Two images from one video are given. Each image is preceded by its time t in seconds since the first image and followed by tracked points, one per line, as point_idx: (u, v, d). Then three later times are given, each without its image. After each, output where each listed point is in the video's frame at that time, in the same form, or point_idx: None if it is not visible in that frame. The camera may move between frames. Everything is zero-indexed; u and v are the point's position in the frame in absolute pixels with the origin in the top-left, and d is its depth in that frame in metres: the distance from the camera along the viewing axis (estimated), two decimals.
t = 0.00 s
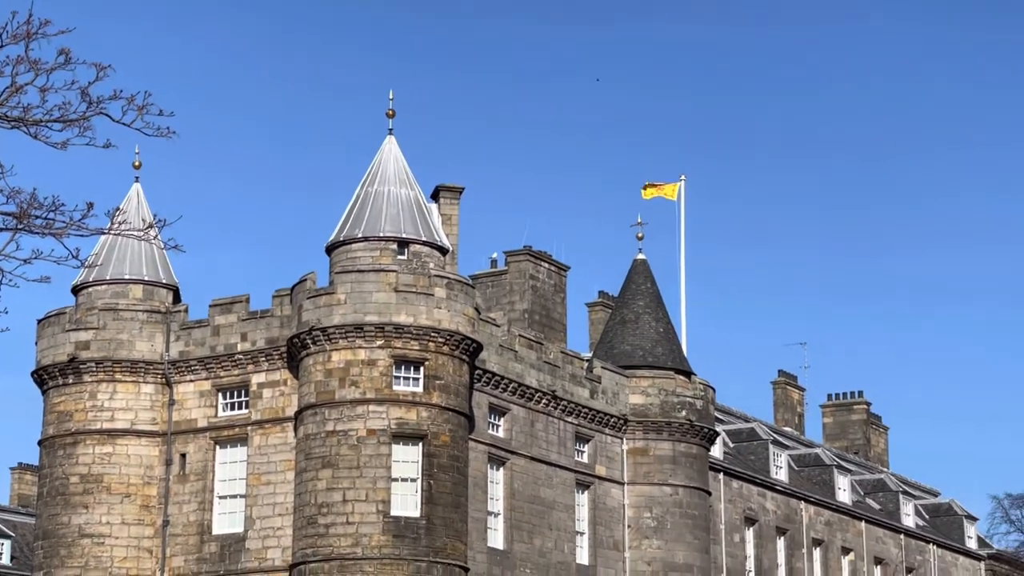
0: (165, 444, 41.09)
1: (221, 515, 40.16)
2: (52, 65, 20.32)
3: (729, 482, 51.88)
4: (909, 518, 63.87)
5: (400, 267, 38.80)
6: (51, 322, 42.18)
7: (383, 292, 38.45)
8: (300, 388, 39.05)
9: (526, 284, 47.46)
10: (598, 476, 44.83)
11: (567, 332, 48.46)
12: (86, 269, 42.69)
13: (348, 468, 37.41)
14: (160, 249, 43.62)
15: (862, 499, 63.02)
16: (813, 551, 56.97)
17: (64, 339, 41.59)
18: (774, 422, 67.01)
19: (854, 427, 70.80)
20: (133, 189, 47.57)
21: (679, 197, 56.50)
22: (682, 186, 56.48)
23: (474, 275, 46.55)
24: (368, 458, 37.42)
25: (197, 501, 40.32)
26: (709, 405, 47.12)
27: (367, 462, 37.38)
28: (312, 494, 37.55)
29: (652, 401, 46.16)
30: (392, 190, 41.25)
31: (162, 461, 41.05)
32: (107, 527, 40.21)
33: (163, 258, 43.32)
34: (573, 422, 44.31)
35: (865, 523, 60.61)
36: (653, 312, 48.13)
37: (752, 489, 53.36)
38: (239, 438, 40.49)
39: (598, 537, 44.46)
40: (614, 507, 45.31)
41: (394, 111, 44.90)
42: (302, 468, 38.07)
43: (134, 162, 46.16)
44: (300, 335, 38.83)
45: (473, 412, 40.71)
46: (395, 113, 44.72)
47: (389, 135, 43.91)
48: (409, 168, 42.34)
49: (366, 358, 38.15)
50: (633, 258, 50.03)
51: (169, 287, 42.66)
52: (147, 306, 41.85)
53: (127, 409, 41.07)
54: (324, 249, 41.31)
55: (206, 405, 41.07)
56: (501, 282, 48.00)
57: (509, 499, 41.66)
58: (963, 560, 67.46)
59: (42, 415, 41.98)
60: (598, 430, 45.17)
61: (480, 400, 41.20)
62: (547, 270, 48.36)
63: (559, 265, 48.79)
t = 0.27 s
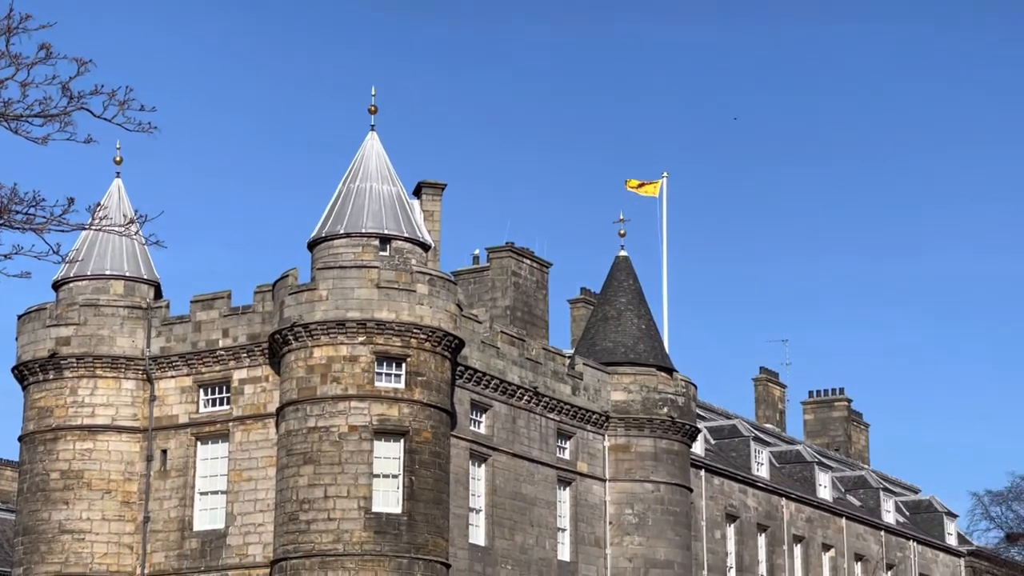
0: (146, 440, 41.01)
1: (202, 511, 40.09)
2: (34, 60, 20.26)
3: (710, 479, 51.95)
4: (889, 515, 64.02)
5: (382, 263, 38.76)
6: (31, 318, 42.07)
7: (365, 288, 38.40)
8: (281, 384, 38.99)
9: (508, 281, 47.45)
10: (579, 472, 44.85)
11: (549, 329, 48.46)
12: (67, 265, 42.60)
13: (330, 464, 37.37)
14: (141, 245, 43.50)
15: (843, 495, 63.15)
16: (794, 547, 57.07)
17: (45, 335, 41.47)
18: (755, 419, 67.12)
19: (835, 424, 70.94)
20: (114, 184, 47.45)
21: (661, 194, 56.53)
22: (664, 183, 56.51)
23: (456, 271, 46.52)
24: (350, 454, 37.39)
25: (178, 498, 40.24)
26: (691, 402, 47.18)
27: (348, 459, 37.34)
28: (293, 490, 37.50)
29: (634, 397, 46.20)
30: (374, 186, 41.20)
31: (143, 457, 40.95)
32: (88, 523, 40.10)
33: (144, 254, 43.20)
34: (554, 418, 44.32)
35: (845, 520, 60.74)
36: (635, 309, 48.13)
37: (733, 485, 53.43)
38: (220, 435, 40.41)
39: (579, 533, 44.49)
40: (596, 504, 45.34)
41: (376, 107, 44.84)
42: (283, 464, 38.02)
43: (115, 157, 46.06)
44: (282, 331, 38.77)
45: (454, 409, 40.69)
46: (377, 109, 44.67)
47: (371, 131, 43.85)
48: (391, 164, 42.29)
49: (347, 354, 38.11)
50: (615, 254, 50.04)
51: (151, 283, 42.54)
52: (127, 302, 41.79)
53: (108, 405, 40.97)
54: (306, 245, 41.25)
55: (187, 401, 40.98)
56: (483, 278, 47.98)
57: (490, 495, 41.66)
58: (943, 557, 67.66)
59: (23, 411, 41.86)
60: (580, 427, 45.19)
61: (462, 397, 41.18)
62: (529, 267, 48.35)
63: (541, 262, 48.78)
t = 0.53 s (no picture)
0: (127, 436, 40.91)
1: (183, 507, 40.01)
2: (14, 56, 20.31)
3: (692, 475, 52.00)
4: (870, 511, 64.17)
5: (365, 259, 38.71)
6: (12, 313, 41.94)
7: (348, 284, 38.35)
8: (263, 381, 38.92)
9: (491, 277, 47.43)
10: (561, 468, 44.86)
11: (531, 325, 48.46)
12: (48, 260, 42.46)
13: (312, 460, 37.32)
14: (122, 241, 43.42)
15: (824, 492, 63.26)
16: (775, 544, 57.16)
17: (25, 331, 41.32)
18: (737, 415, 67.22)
19: (817, 421, 71.07)
20: (96, 180, 47.32)
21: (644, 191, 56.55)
22: (647, 180, 56.54)
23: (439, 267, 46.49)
24: (332, 450, 37.34)
25: (159, 494, 40.16)
26: (672, 398, 47.22)
27: (330, 455, 37.30)
28: (275, 486, 37.45)
29: (616, 394, 46.22)
30: (356, 182, 41.14)
31: (124, 453, 40.86)
32: (68, 519, 39.99)
33: (125, 249, 43.14)
34: (536, 415, 44.32)
35: (827, 516, 60.86)
36: (618, 305, 48.08)
37: (715, 482, 53.49)
38: (202, 431, 40.33)
39: (561, 529, 44.50)
40: (578, 500, 45.36)
41: (359, 103, 44.78)
42: (265, 461, 37.97)
43: (96, 153, 45.98)
44: (264, 327, 38.70)
45: (436, 405, 40.67)
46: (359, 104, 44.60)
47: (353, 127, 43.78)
48: (374, 160, 42.24)
49: (330, 350, 38.07)
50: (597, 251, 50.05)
51: (132, 279, 42.48)
52: (109, 298, 41.67)
53: (89, 401, 40.86)
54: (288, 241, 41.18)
55: (168, 397, 40.89)
56: (466, 275, 47.95)
57: (472, 492, 41.64)
58: (924, 553, 67.83)
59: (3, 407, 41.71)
60: (562, 423, 45.20)
61: (444, 393, 41.15)
62: (512, 263, 48.34)
63: (523, 258, 48.77)
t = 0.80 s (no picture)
0: (109, 432, 40.82)
1: (165, 503, 39.93)
2: None
3: (674, 472, 52.04)
4: (851, 507, 64.30)
5: (348, 255, 38.65)
6: None
7: (331, 280, 38.30)
8: (246, 376, 38.85)
9: (474, 273, 47.40)
10: (544, 465, 44.87)
11: (514, 322, 48.44)
12: (30, 255, 42.41)
13: (294, 456, 37.27)
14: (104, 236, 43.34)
15: (806, 488, 63.37)
16: (757, 540, 57.24)
17: (7, 326, 41.19)
18: (720, 412, 67.29)
19: (799, 417, 71.17)
20: (78, 175, 47.19)
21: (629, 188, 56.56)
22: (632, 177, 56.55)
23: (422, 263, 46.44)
24: (315, 446, 37.30)
25: (141, 489, 40.07)
26: (655, 394, 47.26)
27: (313, 451, 37.26)
28: (257, 482, 37.39)
29: (599, 390, 46.24)
30: (340, 178, 41.08)
31: (106, 449, 40.76)
32: (50, 515, 39.87)
33: (108, 244, 43.06)
34: (519, 411, 44.31)
35: (809, 513, 60.97)
36: (601, 302, 48.12)
37: (697, 479, 53.54)
38: (184, 426, 40.25)
39: (544, 526, 44.50)
40: (560, 496, 45.37)
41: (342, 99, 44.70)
42: (247, 456, 37.90)
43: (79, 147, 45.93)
44: (247, 323, 38.63)
45: (419, 401, 40.64)
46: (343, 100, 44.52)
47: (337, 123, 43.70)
48: (357, 156, 42.17)
49: (312, 346, 38.02)
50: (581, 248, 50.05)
51: (115, 274, 42.50)
52: (91, 293, 41.53)
53: (70, 396, 40.74)
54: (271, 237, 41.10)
55: (150, 393, 40.79)
56: (449, 271, 47.91)
57: (455, 488, 41.63)
58: (905, 550, 67.99)
59: None
60: (545, 419, 45.21)
61: (427, 389, 41.12)
62: (495, 259, 48.31)
63: (506, 254, 48.74)
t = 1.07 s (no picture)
0: (92, 427, 40.72)
1: (148, 498, 39.84)
2: None
3: (658, 468, 52.08)
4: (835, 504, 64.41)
5: (332, 251, 38.59)
6: None
7: (315, 276, 38.23)
8: (229, 372, 38.78)
9: (458, 269, 47.36)
10: (528, 461, 44.87)
11: (498, 318, 48.42)
12: (13, 250, 42.34)
13: (277, 452, 37.21)
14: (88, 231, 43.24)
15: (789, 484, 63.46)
16: (740, 536, 57.30)
17: None
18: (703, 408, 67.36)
19: (782, 414, 71.28)
20: (62, 169, 47.07)
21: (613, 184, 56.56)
22: (617, 173, 56.55)
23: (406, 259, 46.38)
24: (298, 442, 37.25)
25: (124, 485, 39.98)
26: (639, 391, 47.27)
27: (297, 447, 37.20)
28: (241, 478, 37.33)
29: (583, 386, 46.23)
30: (324, 174, 41.01)
31: (89, 444, 40.65)
32: (32, 511, 39.77)
33: (91, 239, 42.94)
34: (503, 407, 44.30)
35: (792, 509, 61.05)
36: (585, 298, 48.12)
37: (681, 475, 53.57)
38: (167, 422, 40.15)
39: (528, 522, 44.50)
40: (544, 493, 45.38)
41: (327, 94, 44.63)
42: (231, 452, 37.84)
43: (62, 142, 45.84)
44: (230, 318, 38.55)
45: (403, 397, 40.60)
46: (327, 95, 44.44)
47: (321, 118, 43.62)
48: (341, 152, 42.10)
49: (296, 342, 37.96)
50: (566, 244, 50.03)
51: (97, 269, 42.35)
52: (74, 288, 41.44)
53: (53, 392, 40.63)
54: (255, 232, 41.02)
55: (134, 388, 40.67)
56: (433, 267, 47.87)
57: (439, 484, 41.61)
58: (888, 546, 68.12)
59: None
60: (529, 415, 45.20)
61: (411, 385, 41.08)
62: (479, 256, 48.28)
63: (490, 250, 48.70)
